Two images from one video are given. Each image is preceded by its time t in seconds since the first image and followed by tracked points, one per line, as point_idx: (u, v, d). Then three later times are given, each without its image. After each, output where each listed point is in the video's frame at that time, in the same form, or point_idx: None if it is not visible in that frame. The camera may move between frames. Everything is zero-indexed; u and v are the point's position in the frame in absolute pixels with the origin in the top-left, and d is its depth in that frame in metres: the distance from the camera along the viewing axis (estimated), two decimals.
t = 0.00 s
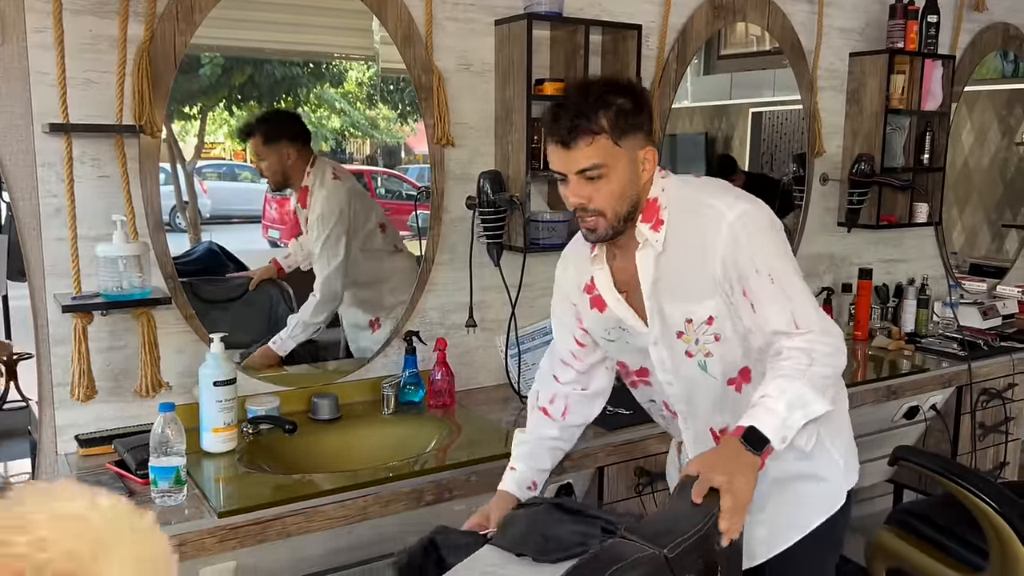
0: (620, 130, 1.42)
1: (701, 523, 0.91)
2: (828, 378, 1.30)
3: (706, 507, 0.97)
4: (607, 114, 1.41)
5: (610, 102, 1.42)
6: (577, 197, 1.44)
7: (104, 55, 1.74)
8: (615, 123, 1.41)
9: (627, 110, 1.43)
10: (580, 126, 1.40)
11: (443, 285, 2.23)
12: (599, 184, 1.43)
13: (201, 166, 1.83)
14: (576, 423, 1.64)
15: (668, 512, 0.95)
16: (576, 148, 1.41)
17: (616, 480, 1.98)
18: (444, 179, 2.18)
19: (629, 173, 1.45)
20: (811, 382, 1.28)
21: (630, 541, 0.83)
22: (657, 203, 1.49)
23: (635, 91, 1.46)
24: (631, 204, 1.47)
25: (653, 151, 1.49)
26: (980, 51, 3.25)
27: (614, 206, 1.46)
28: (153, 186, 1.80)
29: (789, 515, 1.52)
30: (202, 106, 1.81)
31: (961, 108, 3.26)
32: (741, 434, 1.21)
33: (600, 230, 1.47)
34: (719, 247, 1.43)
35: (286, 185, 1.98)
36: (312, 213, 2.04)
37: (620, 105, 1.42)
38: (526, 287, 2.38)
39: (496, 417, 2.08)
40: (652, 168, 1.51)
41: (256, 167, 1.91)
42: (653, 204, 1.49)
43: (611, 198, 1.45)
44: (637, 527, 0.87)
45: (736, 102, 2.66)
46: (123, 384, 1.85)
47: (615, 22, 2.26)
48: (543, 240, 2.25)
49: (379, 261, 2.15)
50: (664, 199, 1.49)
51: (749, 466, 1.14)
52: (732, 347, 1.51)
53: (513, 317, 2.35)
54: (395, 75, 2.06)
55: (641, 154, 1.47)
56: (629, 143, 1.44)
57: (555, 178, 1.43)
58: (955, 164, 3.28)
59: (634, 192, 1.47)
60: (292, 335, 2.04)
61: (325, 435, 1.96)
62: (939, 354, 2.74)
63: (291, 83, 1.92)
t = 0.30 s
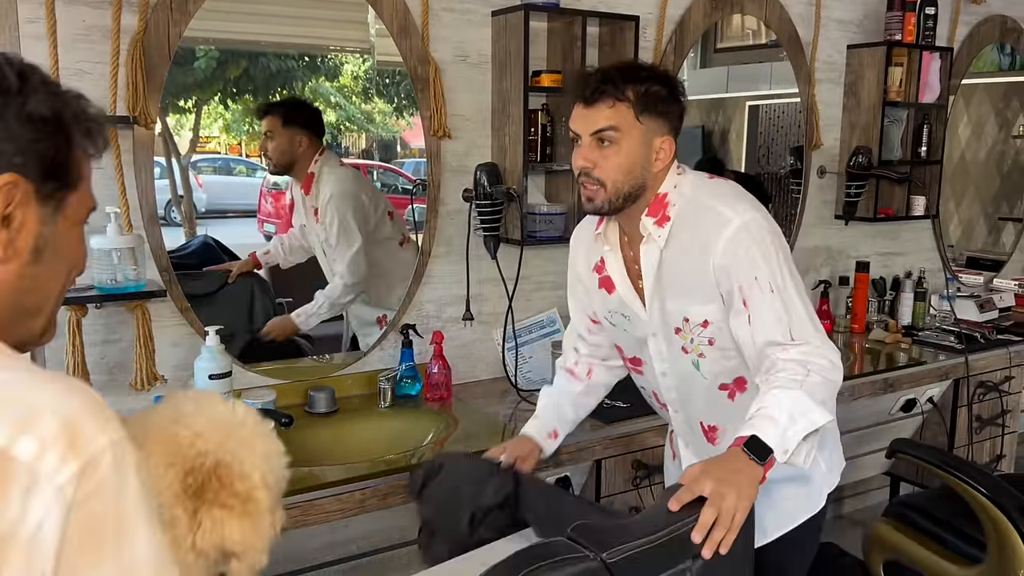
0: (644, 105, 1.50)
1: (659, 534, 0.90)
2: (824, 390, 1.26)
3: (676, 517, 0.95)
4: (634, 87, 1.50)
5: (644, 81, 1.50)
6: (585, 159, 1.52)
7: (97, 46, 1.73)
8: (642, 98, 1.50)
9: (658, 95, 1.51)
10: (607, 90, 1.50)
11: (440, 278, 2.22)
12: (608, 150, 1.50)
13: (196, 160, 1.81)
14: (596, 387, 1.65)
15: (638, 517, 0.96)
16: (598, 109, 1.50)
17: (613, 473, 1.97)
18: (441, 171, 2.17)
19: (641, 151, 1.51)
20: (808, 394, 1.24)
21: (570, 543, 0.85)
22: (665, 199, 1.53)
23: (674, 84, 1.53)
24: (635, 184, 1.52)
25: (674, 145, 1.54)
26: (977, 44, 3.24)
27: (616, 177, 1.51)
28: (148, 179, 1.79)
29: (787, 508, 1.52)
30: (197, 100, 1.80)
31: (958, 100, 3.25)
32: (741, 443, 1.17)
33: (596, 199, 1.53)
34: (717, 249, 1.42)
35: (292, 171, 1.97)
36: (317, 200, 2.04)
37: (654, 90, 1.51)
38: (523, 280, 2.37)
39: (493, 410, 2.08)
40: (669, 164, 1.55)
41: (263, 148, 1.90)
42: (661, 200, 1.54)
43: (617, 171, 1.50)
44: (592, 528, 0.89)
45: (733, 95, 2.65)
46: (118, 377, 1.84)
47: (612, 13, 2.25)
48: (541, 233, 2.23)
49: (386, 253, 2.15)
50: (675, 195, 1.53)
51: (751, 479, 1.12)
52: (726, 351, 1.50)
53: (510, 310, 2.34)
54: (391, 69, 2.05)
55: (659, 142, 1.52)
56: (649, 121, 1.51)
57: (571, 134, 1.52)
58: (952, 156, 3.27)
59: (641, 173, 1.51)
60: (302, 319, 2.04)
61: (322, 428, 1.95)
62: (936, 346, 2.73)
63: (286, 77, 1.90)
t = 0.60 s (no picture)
0: (661, 72, 1.52)
1: (657, 524, 0.91)
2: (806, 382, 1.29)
3: (680, 504, 0.94)
4: (652, 54, 1.51)
5: (662, 48, 1.52)
6: (606, 130, 1.56)
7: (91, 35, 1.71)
8: (659, 63, 1.51)
9: (675, 58, 1.53)
10: (624, 60, 1.52)
11: (437, 269, 2.21)
12: (630, 120, 1.53)
13: (191, 153, 1.80)
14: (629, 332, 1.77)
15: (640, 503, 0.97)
16: (615, 79, 1.53)
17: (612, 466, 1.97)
18: (438, 162, 2.16)
19: (662, 117, 1.53)
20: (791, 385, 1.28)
21: (568, 534, 0.88)
22: (681, 175, 1.54)
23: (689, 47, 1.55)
24: (658, 151, 1.55)
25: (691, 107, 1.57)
26: (976, 35, 3.23)
27: (639, 145, 1.54)
28: (143, 171, 1.76)
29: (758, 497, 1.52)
30: (192, 92, 1.78)
31: (956, 92, 3.24)
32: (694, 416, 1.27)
33: (622, 166, 1.58)
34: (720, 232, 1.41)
35: (297, 150, 1.97)
36: (336, 170, 2.04)
37: (669, 51, 1.52)
38: (521, 272, 2.36)
39: (491, 403, 2.07)
40: (689, 130, 1.57)
41: (270, 131, 1.91)
42: (676, 176, 1.54)
43: (639, 139, 1.53)
44: (589, 518, 0.91)
45: (731, 87, 2.63)
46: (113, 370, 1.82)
47: (610, 3, 2.24)
48: (539, 224, 2.22)
49: (392, 239, 2.14)
50: (690, 172, 1.53)
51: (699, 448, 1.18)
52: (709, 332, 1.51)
53: (508, 302, 2.33)
54: (387, 60, 2.04)
55: (679, 106, 1.55)
56: (667, 88, 1.52)
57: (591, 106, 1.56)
58: (950, 148, 3.27)
59: (665, 139, 1.54)
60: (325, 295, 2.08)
61: (320, 420, 1.93)
62: (934, 338, 2.73)
63: (281, 69, 1.90)
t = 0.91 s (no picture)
0: (691, 95, 1.45)
1: (659, 519, 0.91)
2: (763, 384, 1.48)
3: (684, 499, 0.94)
4: (683, 77, 1.45)
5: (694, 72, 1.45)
6: (631, 149, 1.51)
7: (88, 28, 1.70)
8: (690, 86, 1.45)
9: (710, 82, 1.46)
10: (653, 79, 1.46)
11: (436, 264, 2.21)
12: (654, 141, 1.48)
13: (187, 147, 1.79)
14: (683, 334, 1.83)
15: (643, 497, 0.97)
16: (644, 97, 1.47)
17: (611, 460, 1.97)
18: (437, 156, 2.15)
19: (689, 142, 1.47)
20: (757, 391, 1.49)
21: (569, 530, 0.87)
22: (705, 212, 1.46)
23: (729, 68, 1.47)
24: (680, 176, 1.48)
25: (724, 133, 1.48)
26: (975, 29, 3.22)
27: (661, 168, 1.48)
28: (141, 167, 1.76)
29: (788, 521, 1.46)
30: (188, 86, 1.77)
31: (955, 86, 3.24)
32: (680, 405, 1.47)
33: (642, 188, 1.52)
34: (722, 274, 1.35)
35: (295, 158, 1.97)
36: (335, 170, 2.03)
37: (704, 74, 1.45)
38: (521, 267, 2.35)
39: (490, 397, 2.06)
40: (721, 155, 1.49)
41: (265, 138, 1.90)
42: (699, 212, 1.47)
43: (663, 162, 1.47)
44: (592, 513, 0.90)
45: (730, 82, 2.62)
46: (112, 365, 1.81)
47: None
48: (539, 218, 2.21)
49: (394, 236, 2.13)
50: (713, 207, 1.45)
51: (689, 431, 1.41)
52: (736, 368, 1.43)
53: (508, 297, 2.32)
54: (384, 54, 2.03)
55: (710, 132, 1.47)
56: (697, 113, 1.46)
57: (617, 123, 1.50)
58: (949, 142, 3.26)
59: (689, 164, 1.48)
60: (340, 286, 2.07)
61: (320, 414, 1.93)
62: (932, 332, 2.74)
63: (278, 63, 1.88)
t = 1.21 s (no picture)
0: (693, 96, 1.47)
1: (662, 515, 0.91)
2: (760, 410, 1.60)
3: (687, 495, 0.94)
4: (683, 79, 1.47)
5: (700, 73, 1.46)
6: (644, 156, 1.54)
7: (88, 22, 1.69)
8: (691, 86, 1.47)
9: (714, 81, 1.47)
10: (654, 86, 1.50)
11: (436, 259, 2.20)
12: (663, 145, 1.51)
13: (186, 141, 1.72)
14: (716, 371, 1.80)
15: (646, 492, 0.97)
16: (646, 106, 1.51)
17: (611, 455, 1.97)
18: (437, 151, 2.15)
19: (697, 141, 1.49)
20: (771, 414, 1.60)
21: (575, 526, 0.87)
22: (718, 206, 1.46)
23: (731, 67, 1.48)
24: (694, 175, 1.50)
25: (733, 128, 1.49)
26: (974, 24, 3.22)
27: (674, 170, 1.50)
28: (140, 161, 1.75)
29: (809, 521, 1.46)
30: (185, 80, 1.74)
31: (955, 81, 3.24)
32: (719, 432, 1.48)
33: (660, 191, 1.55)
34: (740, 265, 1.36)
35: (311, 158, 1.99)
36: (349, 170, 2.05)
37: (706, 75, 1.46)
38: (521, 262, 2.35)
39: (490, 393, 2.07)
40: (733, 151, 1.49)
41: (282, 138, 1.91)
42: (714, 207, 1.46)
43: (674, 165, 1.50)
44: (597, 509, 0.90)
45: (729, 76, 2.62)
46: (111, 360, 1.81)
47: None
48: (538, 214, 2.22)
49: (394, 233, 2.13)
50: (726, 202, 1.45)
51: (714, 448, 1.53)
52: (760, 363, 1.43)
53: (508, 292, 2.32)
54: (381, 49, 2.02)
55: (717, 128, 1.49)
56: (702, 111, 1.47)
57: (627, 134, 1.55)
58: (948, 138, 3.27)
59: (700, 162, 1.49)
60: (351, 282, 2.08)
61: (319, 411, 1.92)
62: (932, 328, 2.74)
63: (275, 58, 1.86)
